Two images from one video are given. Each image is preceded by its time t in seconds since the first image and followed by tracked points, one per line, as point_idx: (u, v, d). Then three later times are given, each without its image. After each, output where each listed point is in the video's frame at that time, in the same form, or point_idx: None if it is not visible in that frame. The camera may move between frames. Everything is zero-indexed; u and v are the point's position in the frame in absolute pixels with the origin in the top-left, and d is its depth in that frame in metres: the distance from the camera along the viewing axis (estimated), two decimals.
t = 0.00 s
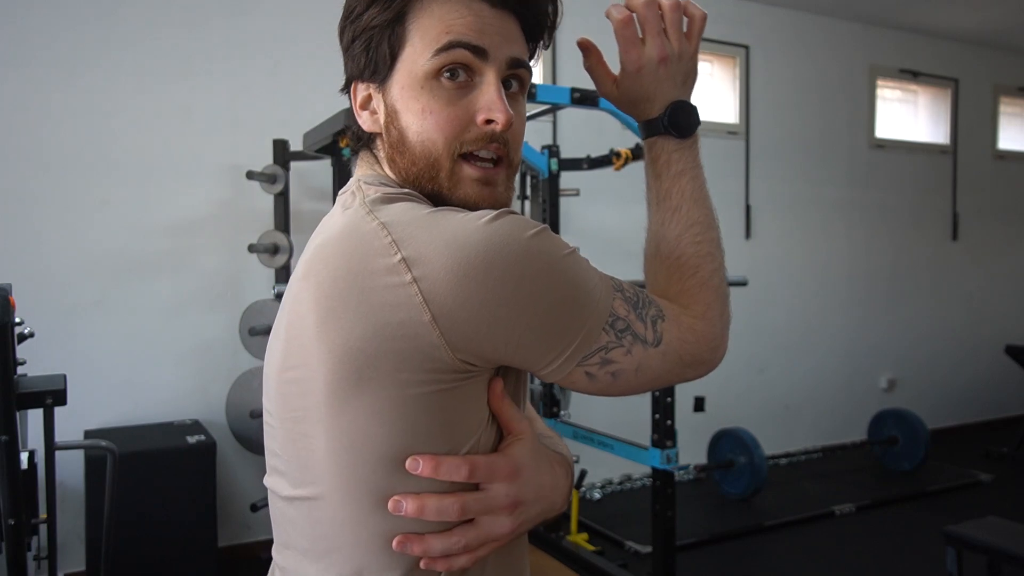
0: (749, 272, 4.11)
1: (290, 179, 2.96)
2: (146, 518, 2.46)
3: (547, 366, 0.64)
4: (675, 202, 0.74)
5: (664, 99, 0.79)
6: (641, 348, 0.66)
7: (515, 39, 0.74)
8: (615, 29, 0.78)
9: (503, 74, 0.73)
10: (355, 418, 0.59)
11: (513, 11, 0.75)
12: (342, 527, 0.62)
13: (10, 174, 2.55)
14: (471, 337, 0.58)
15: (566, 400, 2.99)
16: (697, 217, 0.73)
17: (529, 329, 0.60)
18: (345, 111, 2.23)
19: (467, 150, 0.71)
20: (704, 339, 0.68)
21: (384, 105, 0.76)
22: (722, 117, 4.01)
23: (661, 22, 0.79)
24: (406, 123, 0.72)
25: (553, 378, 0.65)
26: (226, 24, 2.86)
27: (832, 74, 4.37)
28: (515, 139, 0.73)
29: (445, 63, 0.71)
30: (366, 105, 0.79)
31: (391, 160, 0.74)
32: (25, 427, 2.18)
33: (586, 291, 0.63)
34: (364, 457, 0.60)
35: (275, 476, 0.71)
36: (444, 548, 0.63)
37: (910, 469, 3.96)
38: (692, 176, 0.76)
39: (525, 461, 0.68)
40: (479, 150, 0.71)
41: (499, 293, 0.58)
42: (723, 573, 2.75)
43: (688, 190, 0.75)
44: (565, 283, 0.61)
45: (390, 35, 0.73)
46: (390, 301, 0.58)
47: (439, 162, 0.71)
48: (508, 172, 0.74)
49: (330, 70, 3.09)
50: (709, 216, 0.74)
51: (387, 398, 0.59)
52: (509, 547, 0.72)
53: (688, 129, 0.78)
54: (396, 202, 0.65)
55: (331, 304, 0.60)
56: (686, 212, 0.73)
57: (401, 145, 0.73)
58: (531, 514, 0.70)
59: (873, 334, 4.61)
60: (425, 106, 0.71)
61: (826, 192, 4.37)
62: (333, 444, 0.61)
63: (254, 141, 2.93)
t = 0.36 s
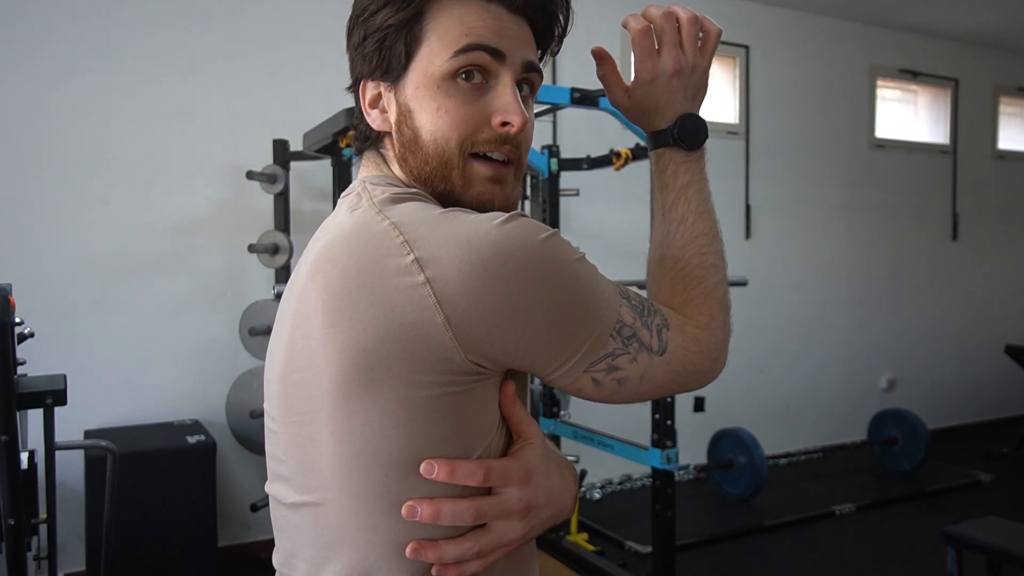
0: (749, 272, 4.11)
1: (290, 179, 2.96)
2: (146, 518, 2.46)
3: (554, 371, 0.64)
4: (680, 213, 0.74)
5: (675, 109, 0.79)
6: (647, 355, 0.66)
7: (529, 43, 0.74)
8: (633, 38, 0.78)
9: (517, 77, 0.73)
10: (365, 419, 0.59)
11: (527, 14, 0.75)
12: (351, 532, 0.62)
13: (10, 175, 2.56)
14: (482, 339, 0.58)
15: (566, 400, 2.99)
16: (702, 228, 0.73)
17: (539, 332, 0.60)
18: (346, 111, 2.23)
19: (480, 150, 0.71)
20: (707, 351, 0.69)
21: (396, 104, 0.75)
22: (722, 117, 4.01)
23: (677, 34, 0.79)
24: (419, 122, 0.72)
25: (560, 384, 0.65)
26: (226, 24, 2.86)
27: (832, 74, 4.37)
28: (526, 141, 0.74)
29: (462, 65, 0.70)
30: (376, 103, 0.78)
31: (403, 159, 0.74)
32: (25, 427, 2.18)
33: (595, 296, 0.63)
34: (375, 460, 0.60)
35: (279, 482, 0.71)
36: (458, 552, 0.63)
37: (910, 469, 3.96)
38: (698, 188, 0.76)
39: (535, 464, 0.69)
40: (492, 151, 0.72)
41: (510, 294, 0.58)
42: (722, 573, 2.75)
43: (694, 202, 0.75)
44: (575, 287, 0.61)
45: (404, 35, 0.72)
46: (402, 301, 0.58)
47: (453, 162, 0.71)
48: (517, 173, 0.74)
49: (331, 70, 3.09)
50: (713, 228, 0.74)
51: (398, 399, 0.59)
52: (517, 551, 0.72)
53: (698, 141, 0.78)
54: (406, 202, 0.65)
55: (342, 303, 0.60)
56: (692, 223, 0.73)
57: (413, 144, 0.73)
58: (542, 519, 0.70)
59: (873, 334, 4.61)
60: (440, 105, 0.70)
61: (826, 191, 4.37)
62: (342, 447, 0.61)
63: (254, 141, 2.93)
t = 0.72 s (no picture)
0: (749, 272, 4.11)
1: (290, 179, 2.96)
2: (146, 518, 2.46)
3: (551, 376, 0.63)
4: (687, 222, 0.74)
5: (682, 118, 0.79)
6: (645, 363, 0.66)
7: (536, 49, 0.74)
8: (641, 46, 0.78)
9: (523, 83, 0.73)
10: (358, 420, 0.59)
11: (536, 20, 0.75)
12: (342, 535, 0.62)
13: (10, 175, 2.56)
14: (479, 341, 0.58)
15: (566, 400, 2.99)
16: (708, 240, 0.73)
17: (537, 337, 0.60)
18: (346, 111, 2.23)
19: (483, 156, 0.71)
20: (709, 362, 0.69)
21: (400, 106, 0.75)
22: (722, 117, 4.01)
23: (686, 41, 0.79)
24: (423, 125, 0.72)
25: (558, 390, 0.65)
26: (226, 24, 2.86)
27: (832, 73, 4.37)
28: (529, 147, 0.74)
29: (467, 69, 0.70)
30: (380, 105, 0.78)
31: (404, 161, 0.74)
32: (25, 427, 2.18)
33: (594, 302, 0.63)
34: (368, 462, 0.60)
35: (273, 483, 0.71)
36: (450, 558, 0.63)
37: (910, 469, 3.96)
38: (706, 199, 0.76)
39: (531, 471, 0.69)
40: (494, 157, 0.72)
41: (508, 297, 0.58)
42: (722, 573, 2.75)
43: (700, 212, 0.75)
44: (574, 293, 0.61)
45: (410, 35, 0.72)
46: (399, 303, 0.58)
47: (454, 167, 0.71)
48: (519, 180, 0.74)
49: (331, 70, 3.09)
50: (719, 239, 0.74)
51: (392, 400, 0.58)
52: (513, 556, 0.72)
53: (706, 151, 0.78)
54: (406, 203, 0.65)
55: (338, 303, 0.60)
56: (697, 234, 0.74)
57: (415, 147, 0.73)
58: (537, 529, 0.70)
59: (873, 334, 4.61)
60: (444, 109, 0.70)
61: (826, 191, 4.37)
62: (335, 449, 0.61)
63: (254, 141, 2.93)
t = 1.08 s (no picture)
0: (749, 272, 4.11)
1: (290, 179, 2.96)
2: (146, 518, 2.46)
3: (547, 380, 0.63)
4: (688, 230, 0.74)
5: (674, 125, 0.79)
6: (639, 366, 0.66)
7: (536, 50, 0.74)
8: (625, 56, 0.79)
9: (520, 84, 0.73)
10: (348, 423, 0.59)
11: (537, 23, 0.75)
12: (334, 541, 0.61)
13: (9, 175, 2.55)
14: (467, 344, 0.58)
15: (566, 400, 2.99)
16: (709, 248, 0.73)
17: (528, 342, 0.60)
18: (347, 111, 2.23)
19: (477, 156, 0.71)
20: (712, 371, 0.68)
21: (398, 103, 0.75)
22: (722, 117, 4.01)
23: (672, 48, 0.80)
24: (418, 121, 0.72)
25: (552, 397, 0.64)
26: (226, 24, 2.86)
27: (832, 74, 4.37)
28: (524, 149, 0.73)
29: (464, 66, 0.71)
30: (379, 101, 0.79)
31: (399, 158, 0.74)
32: (25, 427, 2.18)
33: (588, 305, 0.63)
34: (357, 465, 0.60)
35: (270, 491, 0.70)
36: None
37: (910, 469, 3.96)
38: (705, 205, 0.76)
39: (544, 482, 0.68)
40: (488, 158, 0.71)
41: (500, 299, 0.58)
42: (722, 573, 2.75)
43: (700, 220, 0.75)
44: (566, 296, 0.61)
45: (411, 31, 0.73)
46: (387, 306, 0.58)
47: (446, 164, 0.70)
48: (513, 184, 0.73)
49: (332, 71, 3.09)
50: (720, 244, 0.74)
51: (382, 404, 0.58)
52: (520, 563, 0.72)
53: (700, 158, 0.78)
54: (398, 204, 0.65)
55: (327, 306, 0.60)
56: (697, 242, 0.73)
57: (410, 144, 0.73)
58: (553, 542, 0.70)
59: (873, 334, 4.61)
60: (439, 106, 0.71)
61: (826, 191, 4.37)
62: (325, 452, 0.61)
63: (254, 141, 2.93)
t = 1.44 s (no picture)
0: (749, 272, 4.11)
1: (290, 179, 2.96)
2: (146, 518, 2.46)
3: (411, 473, 0.47)
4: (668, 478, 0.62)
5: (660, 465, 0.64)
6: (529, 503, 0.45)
7: (555, 56, 0.74)
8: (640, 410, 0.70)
9: (541, 91, 0.72)
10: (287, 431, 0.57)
11: (553, 28, 0.75)
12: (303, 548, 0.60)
13: (9, 176, 2.55)
14: (359, 386, 0.49)
15: (566, 400, 2.99)
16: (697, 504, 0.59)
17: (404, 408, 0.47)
18: (347, 111, 2.23)
19: (499, 163, 0.71)
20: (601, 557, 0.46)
21: (414, 108, 0.73)
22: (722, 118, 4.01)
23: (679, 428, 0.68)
24: (437, 129, 0.70)
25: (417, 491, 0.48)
26: (225, 24, 2.86)
27: (832, 74, 4.37)
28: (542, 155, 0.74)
29: (487, 76, 0.68)
30: (392, 103, 0.76)
31: (415, 164, 0.72)
32: (25, 427, 2.18)
33: (497, 403, 0.46)
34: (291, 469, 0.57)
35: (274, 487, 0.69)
36: None
37: (910, 469, 3.96)
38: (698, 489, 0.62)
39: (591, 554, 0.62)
40: (511, 164, 0.71)
41: (396, 345, 0.47)
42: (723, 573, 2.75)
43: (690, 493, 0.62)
44: (472, 378, 0.46)
45: (432, 34, 0.70)
46: (319, 312, 0.53)
47: (470, 170, 0.70)
48: (533, 187, 0.74)
49: (333, 71, 3.09)
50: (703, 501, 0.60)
51: (304, 417, 0.54)
52: None
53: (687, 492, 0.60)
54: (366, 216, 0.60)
55: (294, 301, 0.59)
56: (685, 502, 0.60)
57: (429, 150, 0.71)
58: None
59: (873, 334, 4.61)
60: (461, 114, 0.69)
61: (826, 192, 4.37)
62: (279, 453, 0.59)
63: (254, 141, 2.93)
